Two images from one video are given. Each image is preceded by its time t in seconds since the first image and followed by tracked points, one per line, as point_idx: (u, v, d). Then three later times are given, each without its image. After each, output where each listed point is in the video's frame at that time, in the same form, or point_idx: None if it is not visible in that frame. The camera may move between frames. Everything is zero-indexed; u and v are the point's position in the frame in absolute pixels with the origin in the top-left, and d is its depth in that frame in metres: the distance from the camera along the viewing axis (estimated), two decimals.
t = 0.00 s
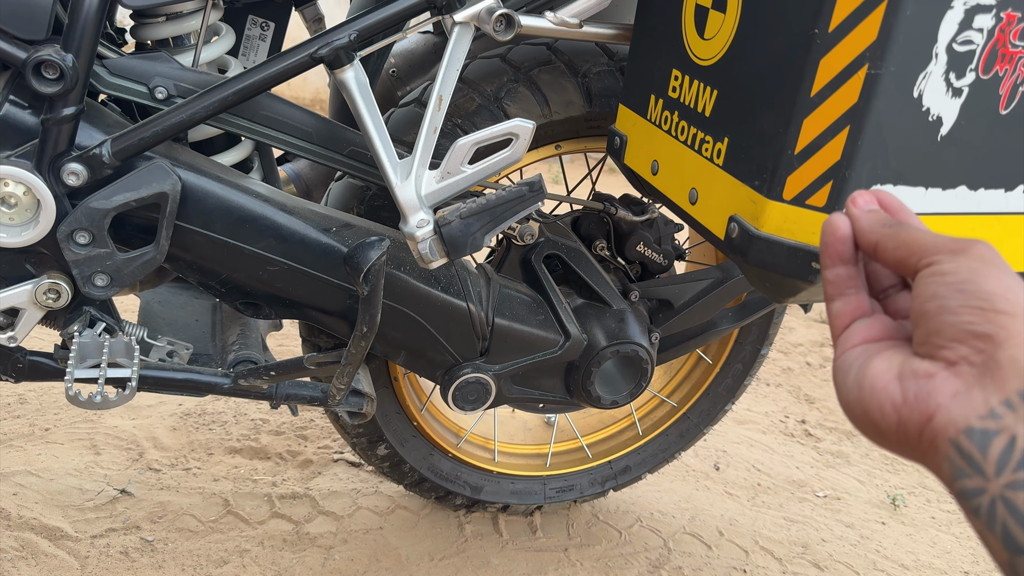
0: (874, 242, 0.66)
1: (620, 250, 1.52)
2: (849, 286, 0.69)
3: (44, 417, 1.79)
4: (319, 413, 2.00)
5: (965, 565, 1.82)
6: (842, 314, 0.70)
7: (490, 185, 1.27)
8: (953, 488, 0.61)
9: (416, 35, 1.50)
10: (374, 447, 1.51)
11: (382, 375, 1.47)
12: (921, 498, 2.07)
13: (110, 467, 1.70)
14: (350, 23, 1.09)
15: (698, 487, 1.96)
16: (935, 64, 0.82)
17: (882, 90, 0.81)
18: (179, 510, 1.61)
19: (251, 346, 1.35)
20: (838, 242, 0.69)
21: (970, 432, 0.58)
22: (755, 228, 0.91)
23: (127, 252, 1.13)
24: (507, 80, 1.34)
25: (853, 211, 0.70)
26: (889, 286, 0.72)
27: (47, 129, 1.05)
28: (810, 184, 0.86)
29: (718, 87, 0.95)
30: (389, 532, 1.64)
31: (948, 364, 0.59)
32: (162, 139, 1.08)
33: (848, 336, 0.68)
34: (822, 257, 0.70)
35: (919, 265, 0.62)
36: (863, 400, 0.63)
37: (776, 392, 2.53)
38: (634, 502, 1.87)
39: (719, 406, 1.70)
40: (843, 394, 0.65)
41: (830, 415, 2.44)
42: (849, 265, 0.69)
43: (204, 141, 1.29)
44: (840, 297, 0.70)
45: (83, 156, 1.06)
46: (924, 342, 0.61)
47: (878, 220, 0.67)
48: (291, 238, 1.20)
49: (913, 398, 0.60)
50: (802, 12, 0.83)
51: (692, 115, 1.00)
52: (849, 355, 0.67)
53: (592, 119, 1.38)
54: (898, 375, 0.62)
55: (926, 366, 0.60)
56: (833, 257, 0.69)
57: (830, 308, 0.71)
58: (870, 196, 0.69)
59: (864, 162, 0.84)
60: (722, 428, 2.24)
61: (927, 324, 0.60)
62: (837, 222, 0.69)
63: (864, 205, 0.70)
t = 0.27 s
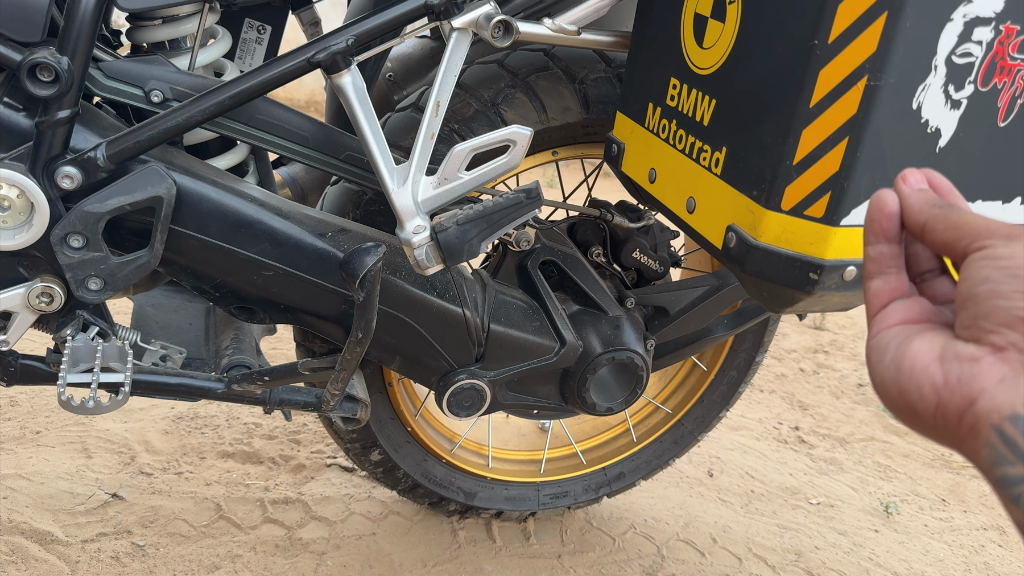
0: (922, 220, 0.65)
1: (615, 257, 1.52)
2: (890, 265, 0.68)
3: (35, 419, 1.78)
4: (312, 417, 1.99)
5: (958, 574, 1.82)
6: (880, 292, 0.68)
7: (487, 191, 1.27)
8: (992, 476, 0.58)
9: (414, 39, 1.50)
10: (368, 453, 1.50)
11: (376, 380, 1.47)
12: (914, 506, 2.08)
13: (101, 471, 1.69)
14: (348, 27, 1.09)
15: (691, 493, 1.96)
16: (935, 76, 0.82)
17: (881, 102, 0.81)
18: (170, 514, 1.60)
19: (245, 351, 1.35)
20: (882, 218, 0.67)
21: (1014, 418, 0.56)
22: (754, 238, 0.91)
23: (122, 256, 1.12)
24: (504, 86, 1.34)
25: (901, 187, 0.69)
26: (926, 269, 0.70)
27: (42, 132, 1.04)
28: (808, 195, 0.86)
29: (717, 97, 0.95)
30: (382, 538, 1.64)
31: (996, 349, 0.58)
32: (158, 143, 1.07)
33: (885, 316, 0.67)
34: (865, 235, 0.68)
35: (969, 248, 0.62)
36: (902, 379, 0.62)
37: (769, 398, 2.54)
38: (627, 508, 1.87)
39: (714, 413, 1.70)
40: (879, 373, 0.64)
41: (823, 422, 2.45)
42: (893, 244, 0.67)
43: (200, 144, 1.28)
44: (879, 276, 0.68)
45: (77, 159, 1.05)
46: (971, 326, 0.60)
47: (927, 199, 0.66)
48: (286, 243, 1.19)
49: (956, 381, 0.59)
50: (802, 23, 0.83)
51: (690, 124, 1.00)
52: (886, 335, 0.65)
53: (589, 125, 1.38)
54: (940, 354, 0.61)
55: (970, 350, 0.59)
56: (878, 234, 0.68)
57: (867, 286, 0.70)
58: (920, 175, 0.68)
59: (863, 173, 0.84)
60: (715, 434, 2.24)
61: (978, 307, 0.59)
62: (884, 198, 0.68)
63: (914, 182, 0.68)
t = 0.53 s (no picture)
0: (931, 199, 0.64)
1: (613, 256, 1.52)
2: (896, 241, 0.67)
3: (27, 417, 1.76)
4: (307, 416, 1.98)
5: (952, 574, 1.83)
6: (885, 269, 0.68)
7: (485, 189, 1.26)
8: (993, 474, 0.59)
9: (412, 37, 1.49)
10: (363, 452, 1.50)
11: (372, 379, 1.46)
12: (908, 507, 2.08)
13: (95, 469, 1.68)
14: (347, 23, 1.08)
15: (686, 494, 1.96)
16: (937, 75, 0.83)
17: (883, 101, 0.81)
18: (164, 512, 1.59)
19: (240, 348, 1.34)
20: (890, 192, 0.66)
21: (1015, 416, 0.57)
22: (754, 237, 0.91)
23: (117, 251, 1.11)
24: (503, 84, 1.34)
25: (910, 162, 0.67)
26: (933, 239, 0.70)
27: (38, 126, 1.03)
28: (810, 194, 0.86)
29: (718, 95, 0.95)
30: (377, 536, 1.63)
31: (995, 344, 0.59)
32: (155, 138, 1.07)
33: (889, 295, 0.67)
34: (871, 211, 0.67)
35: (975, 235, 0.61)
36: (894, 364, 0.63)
37: (764, 399, 2.54)
38: (622, 508, 1.87)
39: (710, 413, 1.70)
40: (883, 360, 0.65)
41: (818, 423, 2.45)
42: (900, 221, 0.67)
43: (196, 140, 1.27)
44: (886, 252, 0.67)
45: (73, 154, 1.05)
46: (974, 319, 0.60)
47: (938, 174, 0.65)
48: (283, 240, 1.19)
49: (958, 375, 0.60)
50: (804, 21, 0.83)
51: (690, 123, 1.00)
52: (890, 317, 0.66)
53: (588, 124, 1.38)
54: (942, 339, 0.62)
55: (973, 347, 0.60)
56: (886, 209, 0.67)
57: (873, 262, 0.69)
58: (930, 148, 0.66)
59: (864, 172, 0.84)
60: (710, 434, 2.24)
61: (983, 301, 0.59)
62: (893, 172, 0.66)
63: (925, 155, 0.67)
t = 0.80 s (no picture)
0: (718, 361, 0.71)
1: (609, 251, 1.52)
2: (705, 408, 0.71)
3: (21, 411, 1.75)
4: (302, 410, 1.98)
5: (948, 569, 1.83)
6: (705, 435, 0.70)
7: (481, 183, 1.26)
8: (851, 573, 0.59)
9: (408, 30, 1.49)
10: (359, 446, 1.49)
11: (368, 373, 1.46)
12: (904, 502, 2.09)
13: (89, 463, 1.67)
14: (343, 15, 1.08)
15: (682, 489, 1.96)
16: (935, 67, 0.83)
17: (882, 92, 0.81)
18: (159, 507, 1.58)
19: (235, 341, 1.34)
20: (682, 365, 0.72)
21: (864, 512, 0.58)
22: (751, 230, 0.90)
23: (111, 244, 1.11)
24: (500, 77, 1.33)
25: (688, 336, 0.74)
26: (735, 408, 0.74)
27: (30, 117, 1.03)
28: (807, 187, 0.86)
29: (716, 87, 0.95)
30: (372, 531, 1.63)
31: (828, 453, 0.60)
32: (148, 130, 1.06)
33: (719, 457, 0.68)
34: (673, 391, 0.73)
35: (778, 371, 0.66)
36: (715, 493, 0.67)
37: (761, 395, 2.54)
38: (618, 504, 1.87)
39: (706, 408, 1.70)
40: (731, 510, 0.65)
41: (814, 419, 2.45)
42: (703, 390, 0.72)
43: (191, 133, 1.27)
44: (701, 421, 0.71)
45: (67, 145, 1.04)
46: (805, 441, 0.62)
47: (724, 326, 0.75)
48: (278, 233, 1.18)
49: (802, 493, 0.60)
50: (803, 13, 0.83)
51: (688, 115, 0.99)
52: (727, 473, 0.67)
53: (585, 117, 1.38)
54: (785, 477, 0.62)
55: (797, 473, 0.61)
56: (684, 381, 0.72)
57: (691, 434, 0.72)
58: (702, 324, 0.75)
59: (862, 165, 0.84)
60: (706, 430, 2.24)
61: (799, 424, 0.62)
62: (679, 348, 0.73)
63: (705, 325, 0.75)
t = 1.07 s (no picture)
0: (487, 192, 0.61)
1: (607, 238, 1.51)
2: (471, 254, 0.64)
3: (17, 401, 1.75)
4: (300, 401, 1.97)
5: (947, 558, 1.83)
6: (472, 291, 0.64)
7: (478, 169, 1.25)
8: (694, 497, 0.55)
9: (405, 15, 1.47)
10: (356, 436, 1.49)
11: (364, 362, 1.45)
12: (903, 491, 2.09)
13: (85, 453, 1.67)
14: None
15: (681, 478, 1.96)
16: (937, 46, 0.82)
17: (883, 71, 0.81)
18: (156, 497, 1.58)
19: (229, 330, 1.33)
20: (439, 204, 0.62)
21: (706, 418, 0.53)
22: (751, 212, 0.89)
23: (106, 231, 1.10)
24: (497, 62, 1.32)
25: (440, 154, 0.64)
26: (498, 237, 0.69)
27: (23, 103, 1.02)
28: (807, 168, 0.85)
29: (715, 68, 0.94)
30: (370, 521, 1.62)
31: (645, 332, 0.55)
32: (142, 116, 1.05)
33: (500, 321, 0.63)
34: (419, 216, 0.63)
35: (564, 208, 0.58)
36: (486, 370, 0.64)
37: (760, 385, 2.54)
38: (617, 493, 1.86)
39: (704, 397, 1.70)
40: (529, 406, 0.60)
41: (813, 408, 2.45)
42: (461, 228, 0.63)
43: (185, 119, 1.26)
44: (468, 274, 0.64)
45: (59, 131, 1.03)
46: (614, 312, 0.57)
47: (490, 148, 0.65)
48: (274, 220, 1.17)
49: (630, 386, 0.55)
50: None
51: (686, 98, 0.99)
52: (515, 342, 0.62)
53: (582, 103, 1.37)
54: (596, 370, 0.57)
55: (610, 359, 0.56)
56: (443, 221, 0.63)
57: (456, 291, 0.65)
58: (459, 134, 0.64)
59: (863, 146, 0.84)
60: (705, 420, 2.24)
61: (615, 297, 0.56)
62: (430, 176, 0.62)
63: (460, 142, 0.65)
